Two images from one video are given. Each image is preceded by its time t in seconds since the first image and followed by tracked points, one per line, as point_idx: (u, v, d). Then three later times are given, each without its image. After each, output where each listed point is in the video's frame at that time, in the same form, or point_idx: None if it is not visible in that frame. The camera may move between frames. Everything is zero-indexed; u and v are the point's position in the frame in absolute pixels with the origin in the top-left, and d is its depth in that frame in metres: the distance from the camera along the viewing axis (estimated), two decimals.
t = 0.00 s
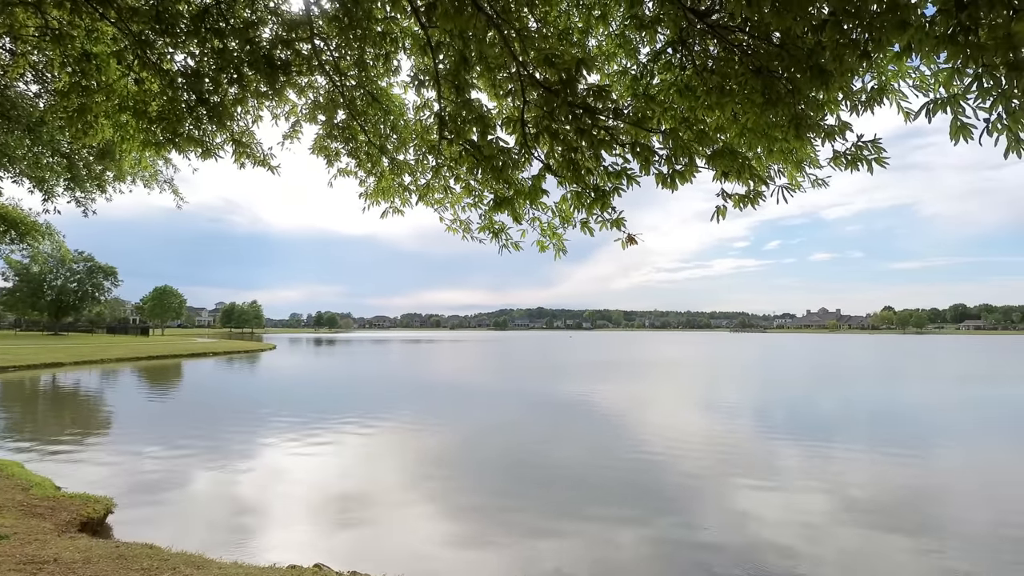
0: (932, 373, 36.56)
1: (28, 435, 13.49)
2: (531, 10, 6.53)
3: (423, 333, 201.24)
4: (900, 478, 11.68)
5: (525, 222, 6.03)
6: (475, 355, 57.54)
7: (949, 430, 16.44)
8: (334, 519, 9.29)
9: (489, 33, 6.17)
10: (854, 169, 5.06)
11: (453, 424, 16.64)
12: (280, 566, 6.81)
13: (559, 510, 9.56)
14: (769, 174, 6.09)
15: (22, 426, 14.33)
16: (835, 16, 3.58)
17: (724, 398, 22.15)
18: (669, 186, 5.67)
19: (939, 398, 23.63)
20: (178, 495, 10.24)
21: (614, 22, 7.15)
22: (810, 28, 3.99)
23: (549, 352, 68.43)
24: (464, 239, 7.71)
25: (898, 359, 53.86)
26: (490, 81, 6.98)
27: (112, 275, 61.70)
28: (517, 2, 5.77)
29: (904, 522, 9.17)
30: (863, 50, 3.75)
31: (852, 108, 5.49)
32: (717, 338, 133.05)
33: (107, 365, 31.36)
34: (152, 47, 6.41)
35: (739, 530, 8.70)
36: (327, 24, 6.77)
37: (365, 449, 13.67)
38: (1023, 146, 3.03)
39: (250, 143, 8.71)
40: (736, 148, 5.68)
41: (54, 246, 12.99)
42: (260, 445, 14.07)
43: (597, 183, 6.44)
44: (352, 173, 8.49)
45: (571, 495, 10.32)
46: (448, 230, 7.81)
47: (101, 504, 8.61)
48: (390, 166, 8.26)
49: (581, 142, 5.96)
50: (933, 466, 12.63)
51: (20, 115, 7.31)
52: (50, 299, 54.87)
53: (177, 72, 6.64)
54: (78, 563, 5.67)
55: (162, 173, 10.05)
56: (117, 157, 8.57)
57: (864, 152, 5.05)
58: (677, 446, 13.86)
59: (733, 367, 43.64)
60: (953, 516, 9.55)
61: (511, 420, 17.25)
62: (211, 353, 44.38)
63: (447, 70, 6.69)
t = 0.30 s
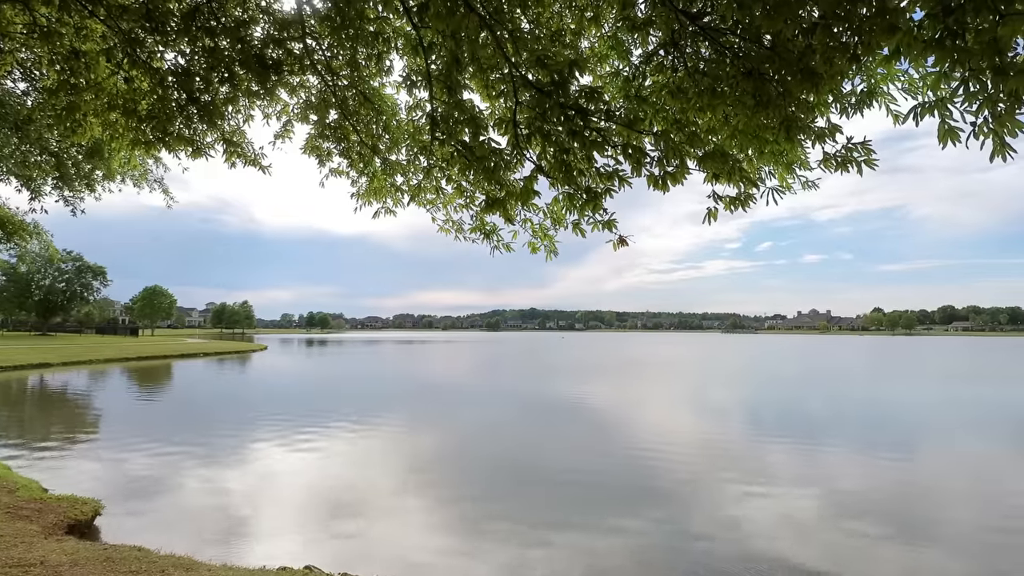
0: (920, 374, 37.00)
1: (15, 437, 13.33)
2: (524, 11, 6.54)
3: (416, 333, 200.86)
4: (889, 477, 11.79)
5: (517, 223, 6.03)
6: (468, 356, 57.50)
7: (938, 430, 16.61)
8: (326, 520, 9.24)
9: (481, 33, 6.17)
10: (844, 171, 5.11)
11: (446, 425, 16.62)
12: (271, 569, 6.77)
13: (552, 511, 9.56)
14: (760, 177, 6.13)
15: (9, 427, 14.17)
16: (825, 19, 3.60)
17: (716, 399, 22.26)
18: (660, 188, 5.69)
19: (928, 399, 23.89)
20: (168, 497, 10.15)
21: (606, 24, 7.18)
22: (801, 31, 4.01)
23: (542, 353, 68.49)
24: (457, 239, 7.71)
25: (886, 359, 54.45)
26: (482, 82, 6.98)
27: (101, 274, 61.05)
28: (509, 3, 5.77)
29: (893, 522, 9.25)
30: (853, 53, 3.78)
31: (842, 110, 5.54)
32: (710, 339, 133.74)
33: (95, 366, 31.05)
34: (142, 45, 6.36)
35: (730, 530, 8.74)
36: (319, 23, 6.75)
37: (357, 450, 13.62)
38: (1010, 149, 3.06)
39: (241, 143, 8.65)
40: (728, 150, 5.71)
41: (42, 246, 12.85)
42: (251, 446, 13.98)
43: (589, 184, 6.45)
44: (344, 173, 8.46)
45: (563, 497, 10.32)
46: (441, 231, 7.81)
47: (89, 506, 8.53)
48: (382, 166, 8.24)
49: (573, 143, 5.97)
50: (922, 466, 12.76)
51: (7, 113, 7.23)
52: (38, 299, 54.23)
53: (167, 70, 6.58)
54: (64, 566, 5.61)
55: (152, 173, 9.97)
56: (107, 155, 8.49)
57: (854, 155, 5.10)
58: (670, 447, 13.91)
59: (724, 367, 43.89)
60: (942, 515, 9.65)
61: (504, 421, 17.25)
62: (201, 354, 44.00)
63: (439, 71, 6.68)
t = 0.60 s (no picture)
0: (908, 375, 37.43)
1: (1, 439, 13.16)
2: (516, 12, 6.55)
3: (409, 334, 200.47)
4: (879, 477, 11.89)
5: (509, 223, 6.05)
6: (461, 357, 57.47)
7: (926, 430, 16.79)
8: (317, 522, 9.20)
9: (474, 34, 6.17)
10: (834, 173, 5.15)
11: (438, 426, 16.59)
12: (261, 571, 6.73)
13: (544, 513, 9.57)
14: (750, 178, 6.17)
15: None
16: (815, 23, 3.63)
17: (707, 399, 22.38)
18: (652, 188, 5.72)
19: (916, 399, 24.14)
20: (157, 499, 10.05)
21: (598, 25, 7.20)
22: (791, 34, 4.05)
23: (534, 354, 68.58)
24: (449, 240, 7.70)
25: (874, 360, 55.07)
26: (475, 83, 6.98)
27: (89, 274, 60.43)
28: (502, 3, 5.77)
29: (882, 521, 9.33)
30: (842, 56, 3.82)
31: (831, 113, 5.59)
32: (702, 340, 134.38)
33: (83, 367, 30.74)
34: (132, 43, 6.30)
35: (721, 530, 8.79)
36: (310, 23, 6.72)
37: (349, 451, 13.57)
38: (995, 152, 3.10)
39: (231, 142, 8.60)
40: (718, 151, 5.75)
41: (28, 245, 12.68)
42: (242, 447, 13.88)
43: (581, 184, 6.47)
44: (336, 173, 8.43)
45: (555, 498, 10.33)
46: (433, 231, 7.81)
47: (76, 508, 8.43)
48: (374, 166, 8.22)
49: (565, 144, 5.98)
50: (911, 465, 12.88)
51: None
52: (25, 299, 53.58)
53: (157, 69, 6.53)
54: (50, 569, 5.54)
55: (142, 172, 9.90)
56: (96, 154, 8.40)
57: (843, 157, 5.15)
58: (661, 448, 13.96)
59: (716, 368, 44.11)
60: (930, 514, 9.75)
61: (496, 422, 17.24)
62: (191, 355, 43.68)
63: (431, 71, 6.68)
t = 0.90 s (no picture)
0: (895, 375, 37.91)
1: None
2: (508, 13, 6.55)
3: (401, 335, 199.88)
4: (867, 477, 12.02)
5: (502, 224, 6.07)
6: (453, 357, 57.38)
7: (913, 431, 16.98)
8: (308, 523, 9.15)
9: (465, 34, 6.17)
10: (823, 175, 5.21)
11: (430, 427, 16.57)
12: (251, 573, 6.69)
13: (536, 514, 9.59)
14: (741, 179, 6.23)
15: None
16: (804, 26, 3.67)
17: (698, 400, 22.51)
18: (643, 189, 5.75)
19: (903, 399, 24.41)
20: (145, 502, 9.95)
21: (590, 27, 7.23)
22: (781, 37, 4.08)
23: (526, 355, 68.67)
24: (440, 240, 7.71)
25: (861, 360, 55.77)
26: (466, 83, 6.98)
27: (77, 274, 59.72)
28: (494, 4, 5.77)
29: (871, 521, 9.43)
30: (831, 59, 3.86)
31: (820, 115, 5.66)
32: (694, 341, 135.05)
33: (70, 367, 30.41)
34: (120, 41, 6.24)
35: (713, 531, 8.84)
36: (301, 22, 6.70)
37: (340, 452, 13.51)
38: (981, 155, 3.15)
39: (221, 141, 8.54)
40: (709, 153, 5.79)
41: (14, 245, 12.49)
42: (232, 449, 13.78)
43: (573, 185, 6.49)
44: (327, 173, 8.39)
45: (547, 499, 10.34)
46: (425, 231, 7.81)
47: (62, 511, 8.33)
48: (365, 166, 8.19)
49: (557, 144, 5.99)
50: (898, 465, 13.03)
51: None
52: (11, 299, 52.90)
53: (146, 67, 6.47)
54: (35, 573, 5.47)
55: (130, 171, 9.82)
56: (84, 152, 8.30)
57: (831, 159, 5.21)
58: (653, 448, 14.02)
59: (706, 368, 44.37)
60: (918, 513, 9.87)
61: (488, 423, 17.24)
62: (180, 355, 43.32)
63: (423, 71, 6.67)
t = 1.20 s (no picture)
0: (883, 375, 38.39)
1: None
2: (499, 13, 6.56)
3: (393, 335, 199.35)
4: (855, 476, 12.14)
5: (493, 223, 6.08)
6: (445, 357, 57.31)
7: (901, 430, 17.17)
8: (298, 524, 9.11)
9: (456, 34, 6.16)
10: (811, 175, 5.25)
11: (422, 427, 16.53)
12: None
13: (528, 514, 9.61)
14: (731, 180, 6.27)
15: None
16: (793, 28, 3.70)
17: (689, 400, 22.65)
18: (634, 189, 5.78)
19: (891, 399, 24.67)
20: (133, 503, 9.86)
21: (581, 28, 7.25)
22: (770, 38, 4.10)
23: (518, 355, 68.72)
24: (432, 239, 7.71)
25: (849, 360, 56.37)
26: (457, 82, 6.98)
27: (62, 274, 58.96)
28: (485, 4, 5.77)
29: (859, 519, 9.54)
30: (819, 62, 3.89)
31: (809, 116, 5.71)
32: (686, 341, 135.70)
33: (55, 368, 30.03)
34: (107, 38, 6.18)
35: (703, 530, 8.89)
36: (291, 20, 6.66)
37: (331, 453, 13.44)
38: (965, 157, 3.20)
39: (210, 140, 8.47)
40: (700, 153, 5.82)
41: None
42: (221, 450, 13.69)
43: (564, 184, 6.51)
44: (318, 172, 8.36)
45: (539, 500, 10.35)
46: (416, 231, 7.80)
47: (48, 513, 8.22)
48: (356, 166, 8.15)
49: (548, 144, 5.99)
50: (886, 464, 13.17)
51: None
52: None
53: (133, 65, 6.42)
54: None
55: (117, 169, 9.72)
56: (70, 150, 8.22)
57: (820, 160, 5.26)
58: (644, 448, 14.07)
59: (697, 368, 44.67)
60: (905, 512, 9.98)
61: (479, 423, 17.22)
62: (168, 355, 42.93)
63: (414, 70, 6.65)
